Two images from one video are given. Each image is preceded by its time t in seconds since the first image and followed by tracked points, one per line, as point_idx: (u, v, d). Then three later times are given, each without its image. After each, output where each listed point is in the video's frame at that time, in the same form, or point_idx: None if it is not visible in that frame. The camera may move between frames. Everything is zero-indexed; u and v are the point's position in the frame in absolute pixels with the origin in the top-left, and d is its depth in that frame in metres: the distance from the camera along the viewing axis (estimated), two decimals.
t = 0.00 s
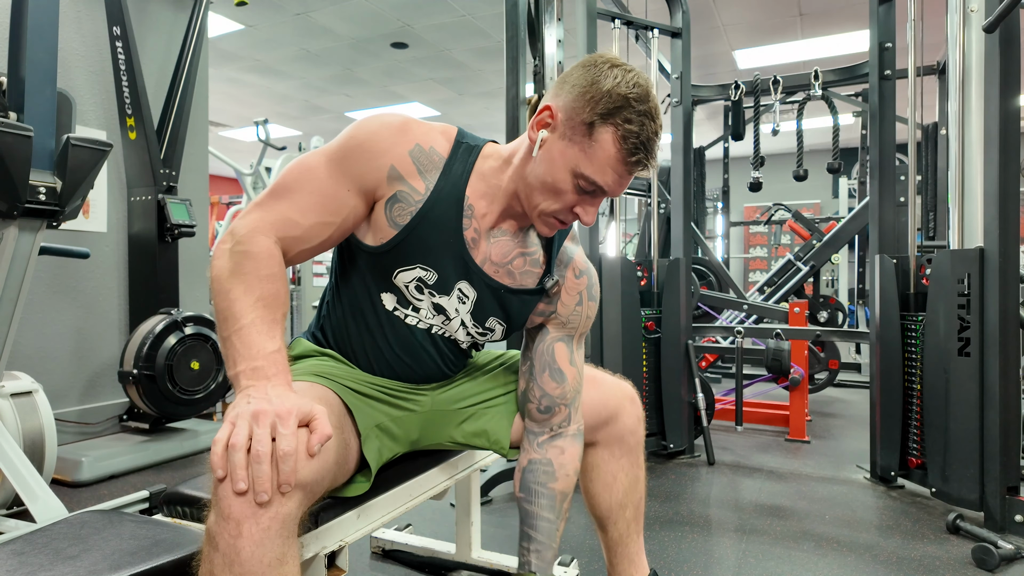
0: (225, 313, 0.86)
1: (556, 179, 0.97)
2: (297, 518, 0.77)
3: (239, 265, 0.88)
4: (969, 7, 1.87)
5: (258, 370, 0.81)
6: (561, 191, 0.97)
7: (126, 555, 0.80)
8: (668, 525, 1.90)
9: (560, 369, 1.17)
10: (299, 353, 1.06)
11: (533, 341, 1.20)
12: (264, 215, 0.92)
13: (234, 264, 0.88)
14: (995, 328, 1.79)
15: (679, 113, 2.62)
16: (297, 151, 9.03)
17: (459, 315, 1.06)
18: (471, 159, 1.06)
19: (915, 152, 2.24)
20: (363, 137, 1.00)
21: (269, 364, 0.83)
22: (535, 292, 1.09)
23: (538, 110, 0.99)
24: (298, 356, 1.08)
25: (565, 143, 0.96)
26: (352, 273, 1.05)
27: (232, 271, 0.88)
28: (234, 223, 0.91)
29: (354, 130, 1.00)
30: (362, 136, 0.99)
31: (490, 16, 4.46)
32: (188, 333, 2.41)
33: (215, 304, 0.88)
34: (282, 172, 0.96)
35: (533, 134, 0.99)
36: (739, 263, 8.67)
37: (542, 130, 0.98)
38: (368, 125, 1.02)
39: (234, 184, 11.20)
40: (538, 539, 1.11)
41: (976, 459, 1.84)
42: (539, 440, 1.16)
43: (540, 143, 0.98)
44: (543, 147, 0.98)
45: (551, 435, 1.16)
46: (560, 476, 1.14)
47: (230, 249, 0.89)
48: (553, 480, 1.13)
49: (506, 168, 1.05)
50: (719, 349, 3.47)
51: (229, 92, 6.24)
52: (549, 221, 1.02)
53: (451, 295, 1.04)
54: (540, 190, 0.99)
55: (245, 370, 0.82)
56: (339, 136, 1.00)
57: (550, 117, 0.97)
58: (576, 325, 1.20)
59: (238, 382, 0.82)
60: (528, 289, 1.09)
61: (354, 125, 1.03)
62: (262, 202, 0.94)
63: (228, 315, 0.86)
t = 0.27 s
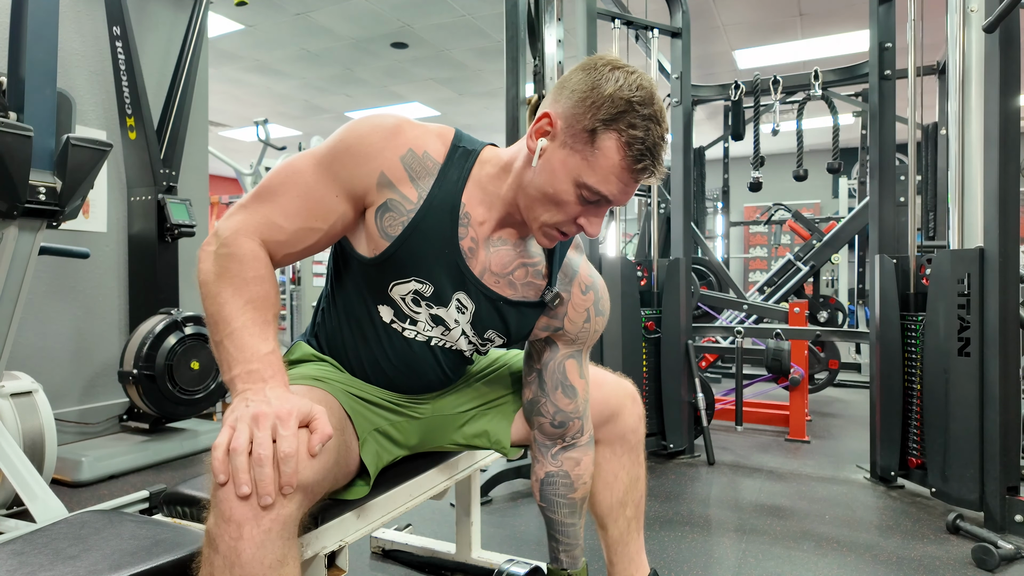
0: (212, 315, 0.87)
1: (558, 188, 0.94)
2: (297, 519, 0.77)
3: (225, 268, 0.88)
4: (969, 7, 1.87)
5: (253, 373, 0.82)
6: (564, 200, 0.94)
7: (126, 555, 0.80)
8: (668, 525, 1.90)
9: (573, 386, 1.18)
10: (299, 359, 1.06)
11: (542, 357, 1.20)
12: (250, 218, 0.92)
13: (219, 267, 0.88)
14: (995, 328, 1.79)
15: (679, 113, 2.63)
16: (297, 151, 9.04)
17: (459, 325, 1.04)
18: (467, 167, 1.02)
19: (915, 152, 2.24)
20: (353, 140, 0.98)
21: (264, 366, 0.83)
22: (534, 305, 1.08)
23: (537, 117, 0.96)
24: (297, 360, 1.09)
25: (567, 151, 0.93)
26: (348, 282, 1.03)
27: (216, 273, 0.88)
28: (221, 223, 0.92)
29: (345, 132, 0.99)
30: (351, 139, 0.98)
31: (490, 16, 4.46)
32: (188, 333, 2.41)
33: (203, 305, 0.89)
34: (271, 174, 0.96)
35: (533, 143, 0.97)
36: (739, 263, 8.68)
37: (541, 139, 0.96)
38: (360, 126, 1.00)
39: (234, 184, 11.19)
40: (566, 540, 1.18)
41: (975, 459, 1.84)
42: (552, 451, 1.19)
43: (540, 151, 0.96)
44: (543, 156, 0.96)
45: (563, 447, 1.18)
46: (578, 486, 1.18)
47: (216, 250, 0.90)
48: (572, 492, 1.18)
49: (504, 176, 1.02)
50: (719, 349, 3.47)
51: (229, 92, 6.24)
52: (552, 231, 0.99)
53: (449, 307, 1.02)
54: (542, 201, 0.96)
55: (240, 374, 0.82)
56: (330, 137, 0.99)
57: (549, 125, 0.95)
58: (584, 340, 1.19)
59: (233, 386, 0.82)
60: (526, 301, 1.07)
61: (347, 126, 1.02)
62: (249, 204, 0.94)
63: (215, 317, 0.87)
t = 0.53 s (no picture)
0: (218, 311, 0.87)
1: (571, 180, 0.95)
2: (289, 521, 0.77)
3: (232, 263, 0.88)
4: (969, 7, 1.87)
5: (251, 369, 0.82)
6: (577, 192, 0.95)
7: (126, 555, 0.80)
8: (668, 525, 1.90)
9: (575, 380, 1.18)
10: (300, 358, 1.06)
11: (543, 352, 1.20)
12: (260, 213, 0.91)
13: (228, 262, 0.88)
14: (995, 328, 1.79)
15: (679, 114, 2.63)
16: (297, 151, 9.04)
17: (468, 320, 1.05)
18: (479, 162, 1.02)
19: (915, 152, 2.24)
20: (366, 136, 0.97)
21: (261, 365, 0.83)
22: (543, 299, 1.10)
23: (550, 110, 0.98)
24: (300, 357, 1.09)
25: (580, 144, 0.95)
26: (357, 278, 1.04)
27: (224, 269, 0.87)
28: (229, 218, 0.91)
29: (357, 128, 0.98)
30: (364, 136, 0.97)
31: (490, 16, 4.46)
32: (188, 333, 2.41)
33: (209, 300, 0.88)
34: (281, 169, 0.94)
35: (546, 136, 0.98)
36: (739, 263, 8.68)
37: (554, 131, 0.97)
38: (372, 122, 0.99)
39: (234, 185, 11.20)
40: (561, 538, 1.16)
41: (976, 459, 1.84)
42: (551, 446, 1.18)
43: (553, 144, 0.97)
44: (556, 148, 0.97)
45: (562, 441, 1.18)
46: (576, 480, 1.17)
47: (224, 245, 0.89)
48: (570, 486, 1.16)
49: (515, 169, 1.03)
50: (719, 349, 3.47)
51: (229, 92, 6.24)
52: (564, 224, 1.00)
53: (460, 301, 1.03)
54: (554, 192, 0.97)
55: (239, 370, 0.82)
56: (341, 133, 0.98)
57: (563, 117, 0.96)
58: (588, 336, 1.20)
59: (232, 384, 0.82)
60: (536, 293, 1.08)
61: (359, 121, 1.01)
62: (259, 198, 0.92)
63: (221, 313, 0.86)
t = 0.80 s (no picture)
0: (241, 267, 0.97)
1: (592, 173, 0.99)
2: (292, 521, 0.77)
3: (256, 226, 0.98)
4: (969, 7, 1.87)
5: (251, 317, 0.92)
6: (595, 184, 0.99)
7: (127, 555, 0.80)
8: (668, 525, 1.90)
9: (570, 356, 1.17)
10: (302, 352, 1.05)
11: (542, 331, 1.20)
12: (287, 183, 1.00)
13: (254, 225, 0.98)
14: (995, 328, 1.79)
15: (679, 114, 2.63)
16: (297, 151, 9.04)
17: (482, 306, 1.06)
18: (496, 154, 1.07)
19: (915, 152, 2.24)
20: (392, 125, 1.04)
21: (261, 316, 0.93)
22: (557, 278, 1.10)
23: (575, 106, 1.01)
24: (303, 355, 1.05)
25: (602, 139, 0.98)
26: (373, 264, 1.04)
27: (251, 230, 0.98)
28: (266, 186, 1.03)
29: (388, 119, 1.06)
30: (391, 125, 1.04)
31: (490, 16, 4.46)
32: (188, 332, 2.41)
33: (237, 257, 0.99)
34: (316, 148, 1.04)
35: (569, 130, 1.01)
36: (739, 263, 8.68)
37: (578, 126, 1.00)
38: (403, 116, 1.07)
39: (234, 185, 11.20)
40: (529, 492, 0.99)
41: (976, 459, 1.84)
42: (540, 416, 1.14)
43: (576, 138, 1.00)
44: (579, 142, 1.00)
45: (551, 414, 1.14)
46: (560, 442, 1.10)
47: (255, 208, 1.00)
48: (553, 447, 1.09)
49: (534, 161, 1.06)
50: (719, 349, 3.47)
51: (229, 92, 6.24)
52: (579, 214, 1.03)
53: (475, 288, 1.04)
54: (573, 184, 1.00)
55: (241, 317, 0.93)
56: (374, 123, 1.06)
57: (588, 114, 1.00)
58: (593, 315, 1.20)
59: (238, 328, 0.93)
60: (552, 277, 1.10)
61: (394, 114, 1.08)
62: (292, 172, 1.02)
63: (241, 268, 0.96)
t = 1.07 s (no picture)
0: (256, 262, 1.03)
1: (604, 190, 1.03)
2: (272, 521, 0.76)
3: (269, 223, 1.03)
4: (969, 7, 1.87)
5: (266, 324, 1.00)
6: (606, 201, 1.04)
7: (126, 555, 0.80)
8: (669, 525, 1.90)
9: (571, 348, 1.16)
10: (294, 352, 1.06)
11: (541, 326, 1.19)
12: (297, 179, 1.05)
13: (267, 222, 1.03)
14: (995, 328, 1.79)
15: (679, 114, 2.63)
16: (297, 151, 9.03)
17: (477, 307, 1.05)
18: (508, 158, 1.10)
19: (915, 152, 2.24)
20: (399, 123, 1.07)
21: (275, 320, 1.00)
22: (559, 281, 1.09)
23: (594, 125, 1.05)
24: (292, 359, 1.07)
25: (617, 160, 1.03)
26: (376, 260, 1.06)
27: (263, 227, 1.03)
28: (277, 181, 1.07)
29: (395, 115, 1.08)
30: (397, 123, 1.07)
31: (490, 16, 4.46)
32: (188, 332, 2.41)
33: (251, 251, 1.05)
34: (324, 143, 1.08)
35: (585, 147, 1.05)
36: (739, 263, 8.68)
37: (594, 144, 1.04)
38: (410, 112, 1.09)
39: (234, 184, 11.20)
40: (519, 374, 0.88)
41: (976, 459, 1.84)
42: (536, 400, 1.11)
43: (591, 155, 1.04)
44: (594, 159, 1.04)
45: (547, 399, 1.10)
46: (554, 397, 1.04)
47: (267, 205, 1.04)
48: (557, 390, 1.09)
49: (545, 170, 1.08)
50: (719, 349, 3.47)
51: (229, 92, 6.24)
52: (586, 227, 1.07)
53: (471, 286, 1.04)
54: (583, 199, 1.04)
55: (258, 324, 1.00)
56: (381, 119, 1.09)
57: (605, 133, 1.04)
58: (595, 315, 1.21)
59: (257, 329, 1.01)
60: (556, 280, 1.09)
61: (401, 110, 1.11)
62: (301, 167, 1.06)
63: (257, 264, 1.02)
